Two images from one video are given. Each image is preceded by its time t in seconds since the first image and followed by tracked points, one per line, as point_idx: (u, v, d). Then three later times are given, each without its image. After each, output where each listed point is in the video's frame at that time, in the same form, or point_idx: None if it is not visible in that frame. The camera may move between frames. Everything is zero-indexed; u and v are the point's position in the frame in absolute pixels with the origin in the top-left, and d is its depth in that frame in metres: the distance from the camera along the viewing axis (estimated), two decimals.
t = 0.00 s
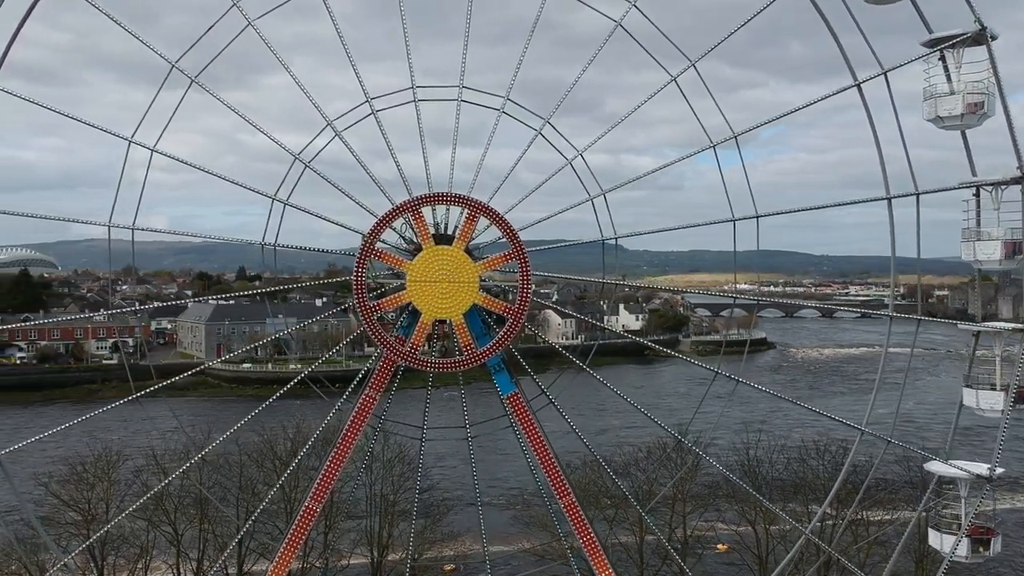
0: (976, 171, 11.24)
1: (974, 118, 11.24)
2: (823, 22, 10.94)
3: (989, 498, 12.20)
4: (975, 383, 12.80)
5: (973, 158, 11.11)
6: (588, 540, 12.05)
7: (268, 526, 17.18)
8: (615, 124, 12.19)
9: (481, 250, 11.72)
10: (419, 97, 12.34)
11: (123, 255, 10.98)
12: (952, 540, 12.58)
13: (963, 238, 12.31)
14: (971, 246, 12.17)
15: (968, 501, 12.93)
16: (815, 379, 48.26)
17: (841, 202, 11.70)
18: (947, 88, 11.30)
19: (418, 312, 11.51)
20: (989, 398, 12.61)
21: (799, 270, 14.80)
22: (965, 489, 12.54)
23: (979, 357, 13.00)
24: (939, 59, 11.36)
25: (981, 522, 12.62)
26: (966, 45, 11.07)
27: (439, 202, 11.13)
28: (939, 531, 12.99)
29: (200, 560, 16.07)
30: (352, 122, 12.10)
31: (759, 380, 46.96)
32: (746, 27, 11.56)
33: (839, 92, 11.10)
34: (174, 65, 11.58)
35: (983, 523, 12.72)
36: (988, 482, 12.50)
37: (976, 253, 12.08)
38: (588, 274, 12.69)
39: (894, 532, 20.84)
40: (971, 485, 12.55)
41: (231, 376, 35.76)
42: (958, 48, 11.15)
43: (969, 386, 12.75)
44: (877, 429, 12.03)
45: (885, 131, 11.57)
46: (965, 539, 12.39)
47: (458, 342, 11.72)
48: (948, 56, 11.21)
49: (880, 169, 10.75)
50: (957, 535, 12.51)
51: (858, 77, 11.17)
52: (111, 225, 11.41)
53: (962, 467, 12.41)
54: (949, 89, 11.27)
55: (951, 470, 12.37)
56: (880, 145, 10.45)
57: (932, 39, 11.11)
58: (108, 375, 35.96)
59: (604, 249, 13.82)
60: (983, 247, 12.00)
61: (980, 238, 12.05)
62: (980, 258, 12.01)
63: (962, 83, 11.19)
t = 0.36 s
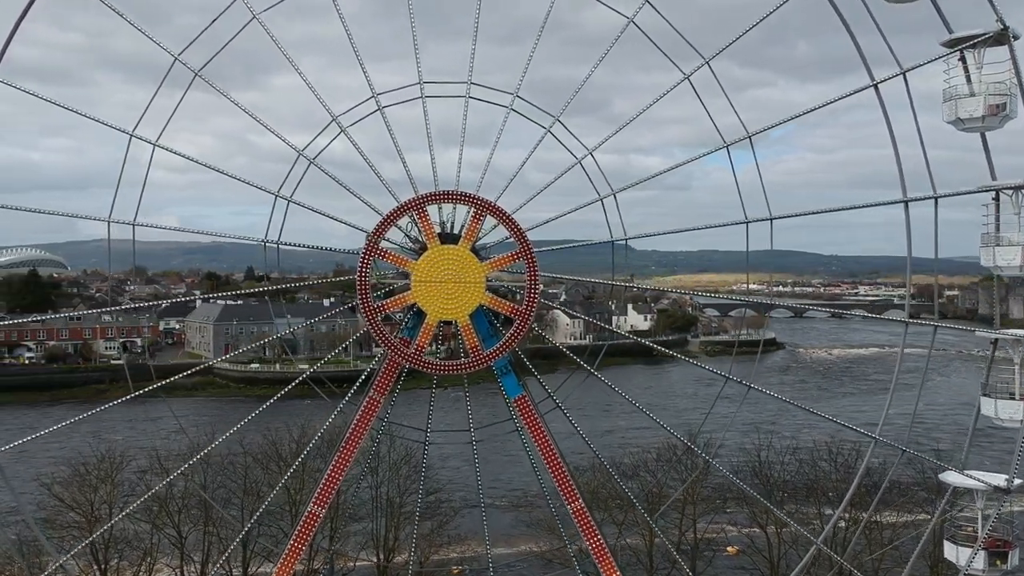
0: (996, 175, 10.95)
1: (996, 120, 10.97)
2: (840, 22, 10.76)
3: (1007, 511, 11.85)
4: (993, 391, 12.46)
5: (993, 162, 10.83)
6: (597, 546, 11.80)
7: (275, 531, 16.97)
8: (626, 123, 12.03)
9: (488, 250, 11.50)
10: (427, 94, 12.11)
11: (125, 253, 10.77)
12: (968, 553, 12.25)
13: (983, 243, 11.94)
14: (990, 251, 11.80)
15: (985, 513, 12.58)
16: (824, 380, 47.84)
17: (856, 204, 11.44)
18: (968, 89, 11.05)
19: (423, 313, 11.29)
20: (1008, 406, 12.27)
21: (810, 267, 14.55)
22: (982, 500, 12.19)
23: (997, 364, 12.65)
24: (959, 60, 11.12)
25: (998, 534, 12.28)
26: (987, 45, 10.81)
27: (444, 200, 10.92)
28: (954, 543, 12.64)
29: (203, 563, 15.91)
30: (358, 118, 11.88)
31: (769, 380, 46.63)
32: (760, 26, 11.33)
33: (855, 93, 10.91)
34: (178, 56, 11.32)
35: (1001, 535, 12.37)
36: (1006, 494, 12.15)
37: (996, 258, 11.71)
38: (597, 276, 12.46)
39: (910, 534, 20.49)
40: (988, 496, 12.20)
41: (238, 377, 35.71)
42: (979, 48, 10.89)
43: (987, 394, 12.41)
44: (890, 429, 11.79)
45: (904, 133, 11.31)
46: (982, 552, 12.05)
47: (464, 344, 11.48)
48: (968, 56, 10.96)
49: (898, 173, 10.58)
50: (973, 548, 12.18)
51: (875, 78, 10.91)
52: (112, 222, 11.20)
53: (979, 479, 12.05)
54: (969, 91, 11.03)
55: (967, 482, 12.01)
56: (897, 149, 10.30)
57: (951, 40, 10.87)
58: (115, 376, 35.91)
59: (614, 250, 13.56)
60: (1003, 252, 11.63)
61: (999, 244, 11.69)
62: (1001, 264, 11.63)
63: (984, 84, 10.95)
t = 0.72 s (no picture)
0: (1014, 179, 10.71)
1: (1014, 123, 10.76)
2: (854, 21, 10.54)
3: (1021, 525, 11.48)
4: (1006, 400, 12.12)
5: (1011, 165, 10.59)
6: (601, 552, 11.56)
7: (275, 534, 16.80)
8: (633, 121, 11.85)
9: (490, 250, 11.26)
10: (428, 91, 12.27)
11: (126, 244, 11.05)
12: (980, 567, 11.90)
13: (998, 248, 11.66)
14: (1006, 256, 11.53)
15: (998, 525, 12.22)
16: (829, 381, 47.48)
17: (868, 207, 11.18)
18: (986, 91, 10.84)
19: (423, 314, 11.05)
20: (1022, 416, 11.92)
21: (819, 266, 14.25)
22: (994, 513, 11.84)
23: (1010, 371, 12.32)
24: (976, 60, 10.89)
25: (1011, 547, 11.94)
26: (1005, 45, 10.57)
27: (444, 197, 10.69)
28: (966, 557, 12.29)
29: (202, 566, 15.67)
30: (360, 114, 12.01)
31: (773, 380, 46.35)
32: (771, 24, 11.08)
33: (869, 93, 10.67)
34: (187, 58, 11.81)
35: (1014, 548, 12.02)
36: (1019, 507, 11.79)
37: (1013, 264, 11.42)
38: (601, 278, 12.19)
39: (917, 539, 20.17)
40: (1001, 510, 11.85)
41: (241, 377, 35.50)
42: (996, 47, 10.66)
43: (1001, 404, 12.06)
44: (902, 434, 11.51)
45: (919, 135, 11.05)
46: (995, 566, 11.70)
47: (466, 346, 11.24)
48: (985, 57, 10.73)
49: (912, 174, 10.31)
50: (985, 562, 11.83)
51: (890, 78, 10.64)
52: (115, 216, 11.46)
53: (992, 491, 11.69)
54: (987, 93, 10.82)
55: (980, 495, 11.65)
56: (912, 151, 10.06)
57: (968, 41, 10.64)
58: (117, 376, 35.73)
59: (619, 252, 13.28)
60: (1019, 258, 11.33)
61: (1015, 249, 11.41)
62: (1017, 270, 11.33)
63: (1003, 85, 10.74)
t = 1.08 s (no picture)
0: None
1: None
2: (865, 20, 10.29)
3: None
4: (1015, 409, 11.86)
5: None
6: (604, 559, 11.36)
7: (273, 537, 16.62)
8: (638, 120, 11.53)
9: (490, 250, 11.05)
10: (428, 86, 12.02)
11: (119, 242, 10.76)
12: None
13: (1009, 253, 11.48)
14: (1017, 261, 11.33)
15: (1006, 536, 11.96)
16: (830, 381, 47.18)
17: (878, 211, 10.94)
18: (1000, 94, 10.74)
19: (422, 315, 10.84)
20: None
21: (823, 268, 14.01)
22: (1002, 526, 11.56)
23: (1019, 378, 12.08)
24: (988, 61, 10.68)
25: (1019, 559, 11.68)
26: (1018, 46, 10.35)
27: (443, 196, 10.51)
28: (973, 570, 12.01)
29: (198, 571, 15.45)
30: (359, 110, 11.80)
31: (775, 380, 46.19)
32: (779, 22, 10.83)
33: (879, 95, 10.40)
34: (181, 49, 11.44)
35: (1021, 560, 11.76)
36: None
37: None
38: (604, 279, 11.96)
39: (922, 543, 19.88)
40: (1010, 521, 11.57)
41: (241, 377, 35.39)
42: (1009, 48, 10.43)
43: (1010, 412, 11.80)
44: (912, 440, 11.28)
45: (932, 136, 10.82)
46: None
47: (466, 348, 11.04)
48: (998, 58, 10.51)
49: (923, 177, 10.05)
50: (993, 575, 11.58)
51: (901, 78, 10.39)
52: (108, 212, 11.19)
53: (1001, 503, 11.41)
54: (1001, 96, 10.72)
55: (988, 507, 11.37)
56: (922, 155, 9.83)
57: (982, 42, 10.39)
58: (116, 376, 35.58)
59: (623, 251, 13.01)
60: None
61: None
62: None
63: (1017, 88, 10.64)
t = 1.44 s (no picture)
0: None
1: None
2: (880, 19, 10.01)
3: None
4: None
5: None
6: (607, 566, 11.10)
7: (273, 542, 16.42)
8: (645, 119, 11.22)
9: (491, 249, 10.79)
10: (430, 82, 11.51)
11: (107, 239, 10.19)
12: None
13: None
14: None
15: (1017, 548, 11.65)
16: (831, 382, 46.83)
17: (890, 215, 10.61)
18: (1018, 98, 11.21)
19: (421, 317, 10.59)
20: None
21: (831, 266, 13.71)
22: (1014, 539, 11.25)
23: None
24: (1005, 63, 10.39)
25: None
26: None
27: (443, 194, 10.26)
28: None
29: None
30: (358, 105, 11.37)
31: (776, 380, 45.95)
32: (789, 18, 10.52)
33: (894, 96, 10.11)
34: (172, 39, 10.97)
35: None
36: None
37: None
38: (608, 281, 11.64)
39: (929, 547, 19.58)
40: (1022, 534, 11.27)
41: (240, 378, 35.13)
42: None
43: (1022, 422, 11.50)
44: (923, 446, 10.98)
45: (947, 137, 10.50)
46: None
47: (466, 351, 10.78)
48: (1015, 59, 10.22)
49: (939, 180, 9.75)
50: None
51: (915, 79, 10.06)
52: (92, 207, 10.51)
53: (1013, 516, 11.11)
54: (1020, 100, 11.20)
55: (999, 521, 11.07)
56: (938, 159, 9.56)
57: (999, 42, 10.09)
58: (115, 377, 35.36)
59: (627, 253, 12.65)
60: None
61: None
62: None
63: None
